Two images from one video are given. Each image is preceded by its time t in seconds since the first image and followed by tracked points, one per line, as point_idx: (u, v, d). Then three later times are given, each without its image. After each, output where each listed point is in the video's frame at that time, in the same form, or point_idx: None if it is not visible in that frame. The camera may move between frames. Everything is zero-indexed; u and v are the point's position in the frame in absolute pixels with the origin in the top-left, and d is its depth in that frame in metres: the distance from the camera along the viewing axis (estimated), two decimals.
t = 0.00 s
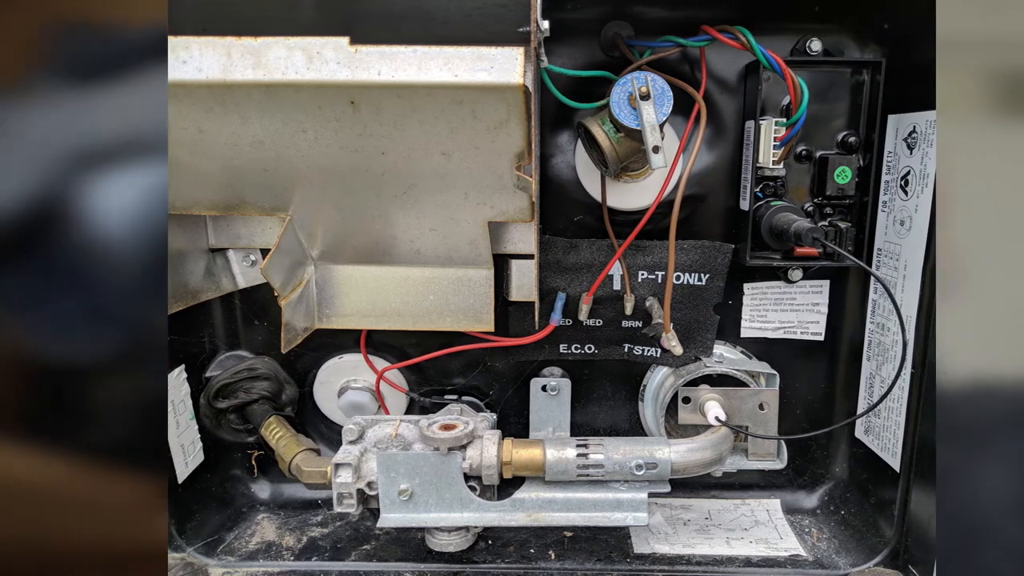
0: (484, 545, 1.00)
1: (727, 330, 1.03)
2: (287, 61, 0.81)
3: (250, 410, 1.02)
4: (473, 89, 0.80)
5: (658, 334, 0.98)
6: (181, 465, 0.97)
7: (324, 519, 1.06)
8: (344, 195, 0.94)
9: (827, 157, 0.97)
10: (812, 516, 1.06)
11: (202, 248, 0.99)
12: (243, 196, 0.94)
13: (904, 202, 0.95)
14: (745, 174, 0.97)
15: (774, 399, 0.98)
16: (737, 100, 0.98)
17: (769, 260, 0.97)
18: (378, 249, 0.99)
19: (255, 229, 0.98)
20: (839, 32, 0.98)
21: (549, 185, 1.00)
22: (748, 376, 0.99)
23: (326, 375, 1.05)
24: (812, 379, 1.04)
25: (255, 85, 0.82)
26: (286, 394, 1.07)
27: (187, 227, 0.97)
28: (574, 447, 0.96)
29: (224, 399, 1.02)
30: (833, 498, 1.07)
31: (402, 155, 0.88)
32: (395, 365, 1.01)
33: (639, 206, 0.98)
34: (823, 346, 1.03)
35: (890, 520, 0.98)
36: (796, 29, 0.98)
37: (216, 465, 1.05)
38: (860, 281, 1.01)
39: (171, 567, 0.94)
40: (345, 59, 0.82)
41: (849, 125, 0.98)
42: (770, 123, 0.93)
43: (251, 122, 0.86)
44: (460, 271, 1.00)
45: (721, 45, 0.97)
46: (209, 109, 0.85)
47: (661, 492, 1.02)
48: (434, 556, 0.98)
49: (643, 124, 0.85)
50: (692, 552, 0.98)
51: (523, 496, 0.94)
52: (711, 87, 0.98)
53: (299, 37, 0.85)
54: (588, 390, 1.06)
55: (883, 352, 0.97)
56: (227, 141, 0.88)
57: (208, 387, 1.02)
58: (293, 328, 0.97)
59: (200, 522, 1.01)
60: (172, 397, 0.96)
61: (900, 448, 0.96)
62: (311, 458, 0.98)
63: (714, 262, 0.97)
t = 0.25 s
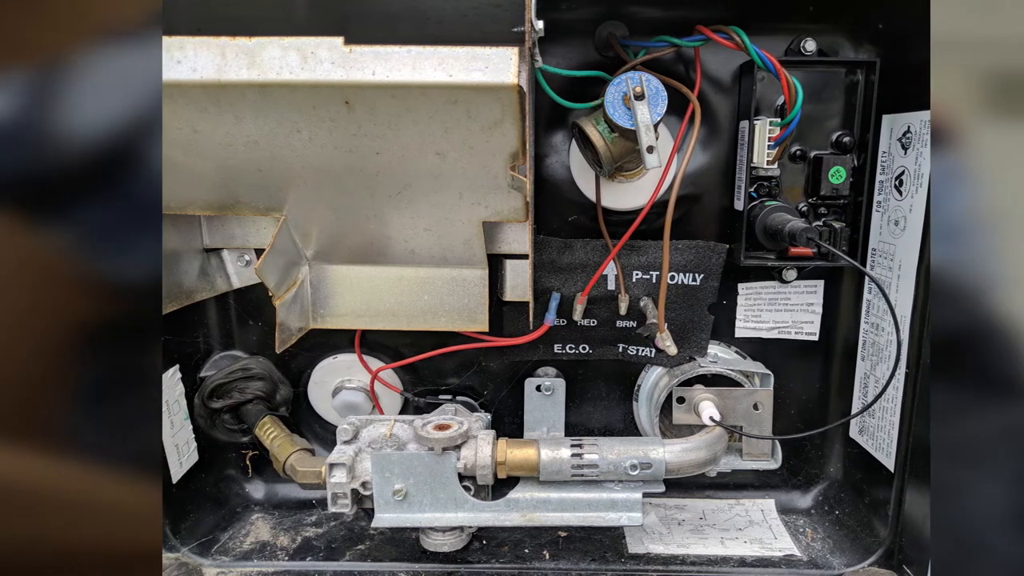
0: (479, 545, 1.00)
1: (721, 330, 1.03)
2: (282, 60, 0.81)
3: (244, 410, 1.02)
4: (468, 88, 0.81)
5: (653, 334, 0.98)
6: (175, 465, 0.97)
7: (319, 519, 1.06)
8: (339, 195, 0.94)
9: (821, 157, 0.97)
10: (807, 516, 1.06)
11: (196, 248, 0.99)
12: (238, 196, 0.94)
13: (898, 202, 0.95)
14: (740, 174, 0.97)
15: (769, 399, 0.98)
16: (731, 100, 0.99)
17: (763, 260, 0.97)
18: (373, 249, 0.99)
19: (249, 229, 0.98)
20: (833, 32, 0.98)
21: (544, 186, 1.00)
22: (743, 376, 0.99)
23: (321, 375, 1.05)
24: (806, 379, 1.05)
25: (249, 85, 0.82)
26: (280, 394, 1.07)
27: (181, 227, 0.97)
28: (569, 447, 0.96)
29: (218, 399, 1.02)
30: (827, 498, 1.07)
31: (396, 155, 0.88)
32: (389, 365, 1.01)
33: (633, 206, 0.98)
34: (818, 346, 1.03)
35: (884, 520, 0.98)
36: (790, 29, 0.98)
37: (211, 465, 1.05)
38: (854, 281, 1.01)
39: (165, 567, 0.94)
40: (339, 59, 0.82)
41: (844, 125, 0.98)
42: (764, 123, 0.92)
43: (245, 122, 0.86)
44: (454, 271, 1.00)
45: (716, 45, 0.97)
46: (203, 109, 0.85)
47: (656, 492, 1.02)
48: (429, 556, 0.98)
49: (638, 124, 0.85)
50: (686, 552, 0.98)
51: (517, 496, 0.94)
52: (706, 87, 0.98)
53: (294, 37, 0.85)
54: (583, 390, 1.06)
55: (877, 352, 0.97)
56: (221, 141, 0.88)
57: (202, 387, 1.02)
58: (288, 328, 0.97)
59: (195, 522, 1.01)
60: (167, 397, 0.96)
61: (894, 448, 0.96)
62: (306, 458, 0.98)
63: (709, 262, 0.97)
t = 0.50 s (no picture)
0: (472, 545, 1.00)
1: (715, 330, 1.03)
2: (275, 60, 0.81)
3: (238, 410, 1.02)
4: (462, 89, 0.80)
5: (646, 334, 0.98)
6: (169, 465, 0.97)
7: (313, 519, 1.06)
8: (333, 195, 0.94)
9: (815, 157, 0.97)
10: (800, 516, 1.06)
11: (190, 248, 0.99)
12: (231, 196, 0.94)
13: (892, 202, 0.95)
14: (733, 174, 0.97)
15: (762, 399, 0.98)
16: (725, 100, 0.99)
17: (757, 260, 0.97)
18: (367, 250, 0.99)
19: (243, 229, 0.98)
20: (827, 32, 0.98)
21: (537, 186, 1.00)
22: (737, 376, 0.99)
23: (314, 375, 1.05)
24: (800, 379, 1.05)
25: (242, 85, 0.82)
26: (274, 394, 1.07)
27: (174, 227, 0.97)
28: (562, 447, 0.96)
29: (212, 399, 1.02)
30: (821, 498, 1.07)
31: (390, 155, 0.88)
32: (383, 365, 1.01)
33: (627, 206, 0.98)
34: (811, 346, 1.03)
35: (878, 520, 0.98)
36: (784, 29, 0.98)
37: (205, 465, 1.05)
38: (848, 281, 1.01)
39: (159, 568, 0.94)
40: (333, 59, 0.82)
41: (837, 125, 0.98)
42: (758, 123, 0.93)
43: (238, 122, 0.86)
44: (448, 271, 1.00)
45: (709, 45, 0.97)
46: (196, 109, 0.85)
47: (650, 493, 1.02)
48: (422, 556, 0.98)
49: (632, 124, 0.85)
50: (680, 552, 0.98)
51: (511, 496, 0.94)
52: (699, 87, 0.98)
53: (288, 37, 0.85)
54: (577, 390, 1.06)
55: (871, 352, 0.97)
56: (214, 141, 0.88)
57: (196, 387, 1.02)
58: (282, 328, 0.97)
59: (188, 522, 1.01)
60: (160, 397, 0.96)
61: (887, 448, 0.96)
62: (299, 458, 0.98)
63: (702, 263, 0.97)
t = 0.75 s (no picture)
0: (467, 545, 1.00)
1: (709, 330, 1.03)
2: (270, 60, 0.81)
3: (232, 410, 1.02)
4: (456, 89, 0.81)
5: (641, 334, 0.98)
6: (163, 465, 0.97)
7: (307, 519, 1.06)
8: (327, 195, 0.94)
9: (809, 157, 0.97)
10: (794, 516, 1.06)
11: (185, 248, 0.99)
12: (226, 196, 0.94)
13: (886, 202, 0.95)
14: (728, 174, 0.97)
15: (757, 399, 0.98)
16: (719, 100, 0.98)
17: (751, 260, 0.97)
18: (361, 249, 0.99)
19: (237, 229, 0.98)
20: (821, 32, 0.98)
21: (532, 186, 1.00)
22: (731, 376, 0.99)
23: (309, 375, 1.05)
24: (794, 379, 1.05)
25: (237, 85, 0.82)
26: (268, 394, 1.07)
27: (169, 227, 0.97)
28: (557, 447, 0.96)
29: (206, 399, 1.02)
30: (815, 498, 1.07)
31: (384, 155, 0.88)
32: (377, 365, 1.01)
33: (621, 206, 0.98)
34: (805, 346, 1.03)
35: (872, 520, 0.98)
36: (779, 29, 0.98)
37: (199, 465, 1.05)
38: (842, 280, 1.01)
39: (153, 567, 0.94)
40: (328, 59, 0.82)
41: (832, 125, 0.98)
42: (753, 122, 0.93)
43: (233, 122, 0.86)
44: (442, 271, 1.00)
45: (704, 45, 0.97)
46: (191, 109, 0.85)
47: (644, 493, 1.02)
48: (417, 556, 0.98)
49: (626, 124, 0.85)
50: (674, 552, 0.98)
51: (505, 496, 0.94)
52: (694, 87, 0.98)
53: (282, 37, 0.85)
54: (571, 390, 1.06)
55: (865, 352, 0.97)
56: (209, 141, 0.88)
57: (190, 387, 1.02)
58: (276, 328, 0.97)
59: (183, 522, 1.01)
60: (154, 397, 0.96)
61: (882, 448, 0.96)
62: (294, 458, 0.98)
63: (697, 262, 0.97)
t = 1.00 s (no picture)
0: (460, 545, 1.00)
1: (703, 330, 1.04)
2: (263, 61, 0.81)
3: (225, 410, 1.02)
4: (450, 89, 0.81)
5: (634, 334, 0.98)
6: (157, 465, 0.97)
7: (301, 519, 1.06)
8: (321, 195, 0.94)
9: (803, 157, 0.97)
10: (788, 516, 1.06)
11: (178, 248, 0.99)
12: (219, 196, 0.94)
13: (880, 202, 0.94)
14: (721, 174, 0.97)
15: (750, 399, 0.98)
16: (713, 100, 0.99)
17: (745, 260, 0.97)
18: (355, 249, 0.99)
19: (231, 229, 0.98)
20: (815, 32, 0.98)
21: (525, 186, 1.00)
22: (724, 376, 0.99)
23: (302, 375, 1.05)
24: (788, 379, 1.05)
25: (231, 85, 0.82)
26: (262, 394, 1.07)
27: (162, 227, 0.97)
28: (550, 447, 0.96)
29: (200, 399, 1.03)
30: (809, 498, 1.07)
31: (378, 155, 0.88)
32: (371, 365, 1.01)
33: (614, 206, 0.98)
34: (799, 346, 1.03)
35: (866, 520, 0.98)
36: (772, 29, 0.98)
37: (193, 465, 1.05)
38: (836, 281, 1.01)
39: (147, 568, 0.94)
40: (321, 59, 0.82)
41: (826, 125, 0.98)
42: (746, 123, 0.93)
43: (227, 122, 0.86)
44: (436, 271, 1.00)
45: (697, 45, 0.97)
46: (184, 109, 0.85)
47: (637, 493, 1.02)
48: (411, 556, 0.98)
49: (619, 124, 0.85)
50: (668, 552, 0.98)
51: (499, 496, 0.94)
52: (687, 87, 0.98)
53: (276, 37, 0.85)
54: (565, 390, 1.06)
55: (859, 352, 0.97)
56: (203, 141, 0.88)
57: (184, 387, 1.02)
58: (269, 328, 0.97)
59: (176, 522, 1.01)
60: (148, 397, 0.96)
61: (876, 448, 0.96)
62: (287, 458, 0.98)
63: (690, 263, 0.97)
